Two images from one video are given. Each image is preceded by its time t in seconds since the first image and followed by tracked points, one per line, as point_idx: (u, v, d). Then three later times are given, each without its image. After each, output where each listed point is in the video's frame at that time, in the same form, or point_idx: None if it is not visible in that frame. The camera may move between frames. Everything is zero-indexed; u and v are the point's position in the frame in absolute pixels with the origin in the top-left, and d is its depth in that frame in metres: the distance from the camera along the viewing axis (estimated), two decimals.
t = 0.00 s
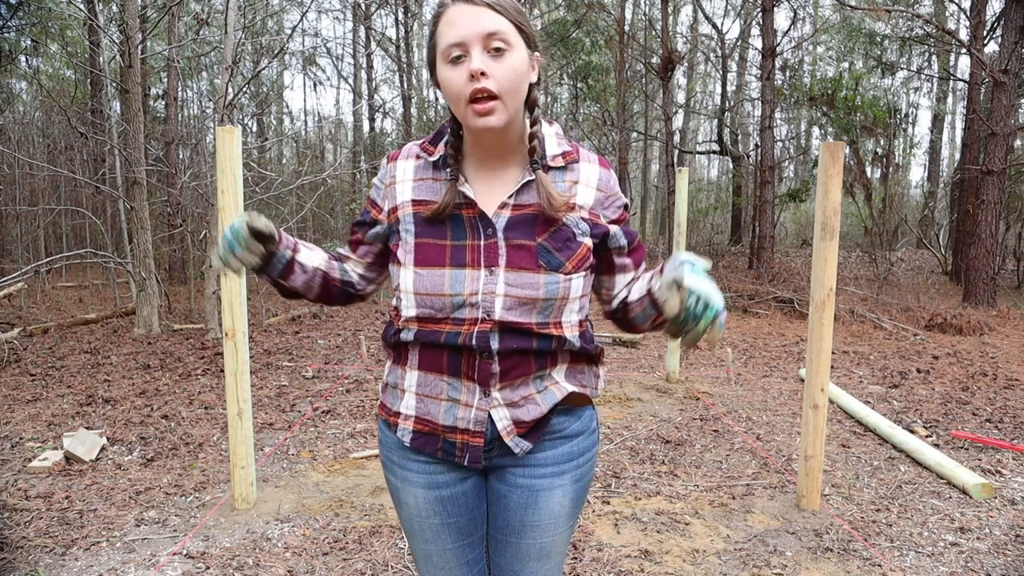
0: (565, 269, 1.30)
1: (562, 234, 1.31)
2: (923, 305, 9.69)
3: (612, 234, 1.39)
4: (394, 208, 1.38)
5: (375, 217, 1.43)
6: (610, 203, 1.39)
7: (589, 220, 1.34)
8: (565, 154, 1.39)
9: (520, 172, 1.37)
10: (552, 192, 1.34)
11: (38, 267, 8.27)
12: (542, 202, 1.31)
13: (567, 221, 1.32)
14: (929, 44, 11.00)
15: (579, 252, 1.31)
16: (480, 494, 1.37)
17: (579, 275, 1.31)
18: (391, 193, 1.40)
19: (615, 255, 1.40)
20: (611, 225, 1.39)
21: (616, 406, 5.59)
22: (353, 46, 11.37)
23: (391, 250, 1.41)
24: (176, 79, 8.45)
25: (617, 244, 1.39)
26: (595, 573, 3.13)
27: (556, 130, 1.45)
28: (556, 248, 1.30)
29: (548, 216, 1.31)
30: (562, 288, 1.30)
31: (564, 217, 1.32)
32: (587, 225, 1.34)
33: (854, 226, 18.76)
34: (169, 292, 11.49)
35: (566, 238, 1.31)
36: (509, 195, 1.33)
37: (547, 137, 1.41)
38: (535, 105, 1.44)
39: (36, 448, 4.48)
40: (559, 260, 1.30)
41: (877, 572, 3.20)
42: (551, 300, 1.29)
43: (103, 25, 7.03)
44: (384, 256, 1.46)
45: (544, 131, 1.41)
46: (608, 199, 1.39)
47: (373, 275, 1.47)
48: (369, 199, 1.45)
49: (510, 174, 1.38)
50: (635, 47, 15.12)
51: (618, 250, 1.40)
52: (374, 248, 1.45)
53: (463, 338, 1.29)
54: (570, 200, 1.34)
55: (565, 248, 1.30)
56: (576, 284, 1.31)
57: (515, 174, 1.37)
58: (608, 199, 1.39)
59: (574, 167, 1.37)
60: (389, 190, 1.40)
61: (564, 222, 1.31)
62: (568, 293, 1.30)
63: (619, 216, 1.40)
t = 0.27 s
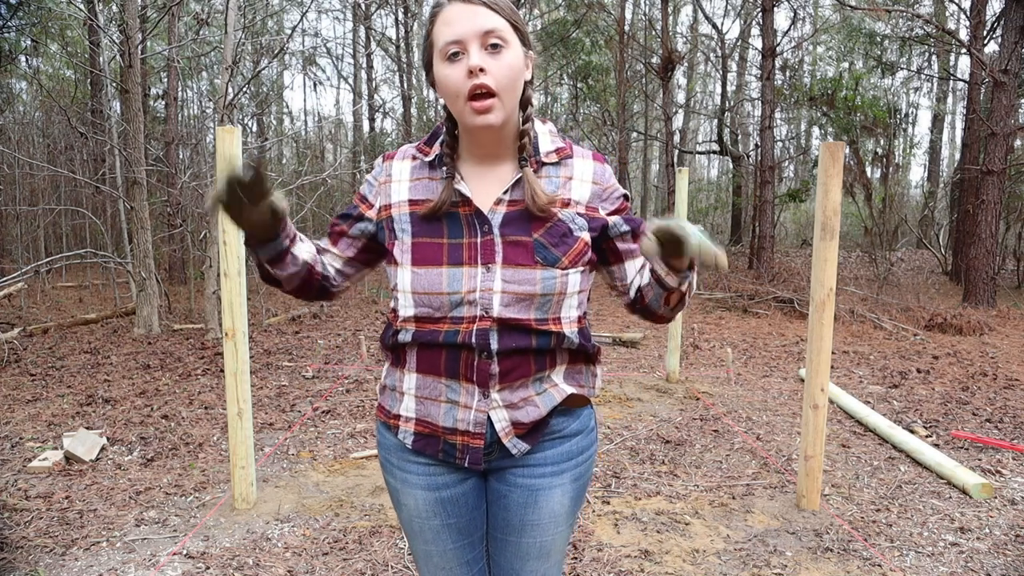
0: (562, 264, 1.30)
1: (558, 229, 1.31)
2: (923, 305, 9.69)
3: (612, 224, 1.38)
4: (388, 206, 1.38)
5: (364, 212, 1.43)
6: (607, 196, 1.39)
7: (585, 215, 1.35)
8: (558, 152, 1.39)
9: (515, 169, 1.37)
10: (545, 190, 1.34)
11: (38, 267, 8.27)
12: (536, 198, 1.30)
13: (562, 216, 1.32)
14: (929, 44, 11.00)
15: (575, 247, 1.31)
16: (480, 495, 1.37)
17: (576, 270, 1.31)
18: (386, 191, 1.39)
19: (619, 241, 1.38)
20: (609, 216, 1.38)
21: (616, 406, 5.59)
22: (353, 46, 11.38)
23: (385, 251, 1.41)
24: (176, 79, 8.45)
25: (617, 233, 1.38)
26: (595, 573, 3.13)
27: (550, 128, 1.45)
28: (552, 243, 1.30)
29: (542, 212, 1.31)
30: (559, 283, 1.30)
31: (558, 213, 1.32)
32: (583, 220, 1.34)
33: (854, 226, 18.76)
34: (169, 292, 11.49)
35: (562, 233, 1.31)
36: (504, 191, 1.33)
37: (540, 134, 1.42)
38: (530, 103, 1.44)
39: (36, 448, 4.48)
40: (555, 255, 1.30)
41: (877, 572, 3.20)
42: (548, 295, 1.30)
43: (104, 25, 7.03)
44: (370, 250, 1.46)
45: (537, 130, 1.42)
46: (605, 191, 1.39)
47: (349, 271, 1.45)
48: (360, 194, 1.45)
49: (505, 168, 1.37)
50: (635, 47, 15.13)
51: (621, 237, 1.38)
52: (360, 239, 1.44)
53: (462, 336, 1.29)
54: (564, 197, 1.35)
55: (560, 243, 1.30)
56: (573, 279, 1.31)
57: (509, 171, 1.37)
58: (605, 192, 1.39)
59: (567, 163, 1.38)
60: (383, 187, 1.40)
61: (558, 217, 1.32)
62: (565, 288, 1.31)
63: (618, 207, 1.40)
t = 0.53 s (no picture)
0: (560, 251, 1.29)
1: (556, 216, 1.31)
2: (923, 305, 9.69)
3: (615, 200, 1.35)
4: (385, 183, 1.36)
5: (354, 177, 1.38)
6: (605, 175, 1.37)
7: (585, 201, 1.34)
8: (556, 145, 1.40)
9: (516, 163, 1.37)
10: (543, 180, 1.34)
11: (38, 267, 8.27)
12: (534, 188, 1.31)
13: (560, 204, 1.31)
14: (929, 44, 11.00)
15: (574, 234, 1.31)
16: (479, 496, 1.38)
17: (575, 257, 1.30)
18: (386, 169, 1.37)
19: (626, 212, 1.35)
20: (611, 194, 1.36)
21: (616, 406, 5.59)
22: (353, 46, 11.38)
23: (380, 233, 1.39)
24: (176, 80, 8.45)
25: (618, 209, 1.35)
26: (595, 573, 3.13)
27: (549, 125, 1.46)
28: (551, 230, 1.30)
29: (541, 199, 1.30)
30: (557, 269, 1.29)
31: (557, 200, 1.32)
32: (583, 207, 1.33)
33: (854, 226, 18.77)
34: (169, 292, 11.50)
35: (560, 220, 1.31)
36: (504, 182, 1.33)
37: (539, 129, 1.43)
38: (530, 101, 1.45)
39: (36, 448, 4.48)
40: (553, 242, 1.29)
41: (877, 572, 3.20)
42: (546, 282, 1.29)
43: (103, 25, 7.03)
44: (354, 217, 1.40)
45: (537, 127, 1.43)
46: (602, 172, 1.37)
47: (326, 226, 1.38)
48: (354, 161, 1.41)
49: (505, 162, 1.37)
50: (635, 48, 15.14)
51: (625, 210, 1.35)
52: (347, 200, 1.38)
53: (462, 323, 1.29)
54: (562, 185, 1.34)
55: (559, 230, 1.30)
56: (571, 267, 1.30)
57: (509, 165, 1.37)
58: (602, 173, 1.37)
59: (564, 154, 1.38)
60: (381, 165, 1.38)
61: (557, 205, 1.31)
62: (563, 275, 1.30)
63: (619, 180, 1.37)
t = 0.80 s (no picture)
0: (561, 256, 1.30)
1: (558, 222, 1.32)
2: (923, 304, 9.69)
3: (615, 213, 1.39)
4: (382, 195, 1.36)
5: (352, 197, 1.41)
6: (606, 185, 1.39)
7: (586, 208, 1.35)
8: (555, 148, 1.41)
9: (514, 163, 1.37)
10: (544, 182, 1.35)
11: (38, 267, 8.27)
12: (536, 190, 1.31)
13: (562, 210, 1.32)
14: (929, 43, 10.99)
15: (576, 240, 1.32)
16: (479, 497, 1.38)
17: (576, 263, 1.31)
18: (380, 181, 1.38)
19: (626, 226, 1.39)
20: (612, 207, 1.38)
21: (616, 406, 5.59)
22: (353, 46, 11.38)
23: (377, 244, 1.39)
24: (176, 80, 8.45)
25: (618, 221, 1.38)
26: (595, 573, 3.13)
27: (546, 128, 1.47)
28: (553, 235, 1.31)
29: (543, 203, 1.31)
30: (559, 275, 1.30)
31: (558, 206, 1.33)
32: (584, 213, 1.35)
33: (854, 226, 18.77)
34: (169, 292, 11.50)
35: (562, 226, 1.32)
36: (503, 184, 1.33)
37: (537, 132, 1.44)
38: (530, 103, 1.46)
39: (36, 448, 4.48)
40: (555, 247, 1.30)
41: (877, 572, 3.20)
42: (548, 287, 1.30)
43: (103, 25, 7.03)
44: (351, 238, 1.44)
45: (535, 128, 1.43)
46: (603, 183, 1.39)
47: (326, 255, 1.44)
48: (348, 179, 1.42)
49: (505, 160, 1.38)
50: (635, 48, 15.14)
51: (625, 223, 1.39)
52: (342, 223, 1.42)
53: (463, 330, 1.29)
54: (563, 189, 1.35)
55: (562, 234, 1.31)
56: (572, 272, 1.31)
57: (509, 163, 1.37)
58: (602, 182, 1.39)
59: (564, 158, 1.39)
60: (377, 177, 1.38)
61: (559, 211, 1.32)
62: (565, 281, 1.31)
63: (620, 193, 1.40)
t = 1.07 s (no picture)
0: (561, 253, 1.30)
1: (557, 219, 1.32)
2: (923, 304, 9.69)
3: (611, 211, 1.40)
4: (378, 198, 1.37)
5: (350, 203, 1.41)
6: (601, 185, 1.40)
7: (584, 206, 1.35)
8: (552, 147, 1.42)
9: (511, 163, 1.38)
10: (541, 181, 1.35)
11: (38, 267, 8.28)
12: (534, 189, 1.32)
13: (560, 208, 1.33)
14: (929, 44, 10.99)
15: (575, 237, 1.32)
16: (480, 499, 1.38)
17: (575, 260, 1.31)
18: (376, 183, 1.38)
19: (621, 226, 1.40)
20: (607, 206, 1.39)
21: (616, 406, 5.59)
22: (353, 45, 11.38)
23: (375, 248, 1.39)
24: (175, 79, 8.44)
25: (614, 220, 1.40)
26: (595, 573, 3.12)
27: (542, 127, 1.47)
28: (552, 232, 1.31)
29: (541, 202, 1.32)
30: (559, 272, 1.30)
31: (556, 203, 1.33)
32: (581, 212, 1.35)
33: (854, 226, 18.77)
34: (169, 292, 11.50)
35: (561, 223, 1.32)
36: (501, 184, 1.34)
37: (533, 131, 1.44)
38: (526, 102, 1.46)
39: (36, 448, 4.48)
40: (554, 245, 1.30)
41: (877, 572, 3.20)
42: (548, 285, 1.30)
43: (103, 25, 7.03)
44: (350, 243, 1.43)
45: (531, 127, 1.44)
46: (598, 182, 1.40)
47: (327, 262, 1.43)
48: (345, 185, 1.42)
49: (502, 160, 1.38)
50: (635, 48, 15.14)
51: (620, 221, 1.40)
52: (339, 230, 1.41)
53: (463, 330, 1.28)
54: (560, 187, 1.36)
55: (561, 232, 1.31)
56: (572, 270, 1.31)
57: (505, 163, 1.38)
58: (598, 182, 1.40)
59: (561, 156, 1.40)
60: (373, 180, 1.39)
61: (557, 209, 1.33)
62: (564, 278, 1.31)
63: (614, 194, 1.41)
